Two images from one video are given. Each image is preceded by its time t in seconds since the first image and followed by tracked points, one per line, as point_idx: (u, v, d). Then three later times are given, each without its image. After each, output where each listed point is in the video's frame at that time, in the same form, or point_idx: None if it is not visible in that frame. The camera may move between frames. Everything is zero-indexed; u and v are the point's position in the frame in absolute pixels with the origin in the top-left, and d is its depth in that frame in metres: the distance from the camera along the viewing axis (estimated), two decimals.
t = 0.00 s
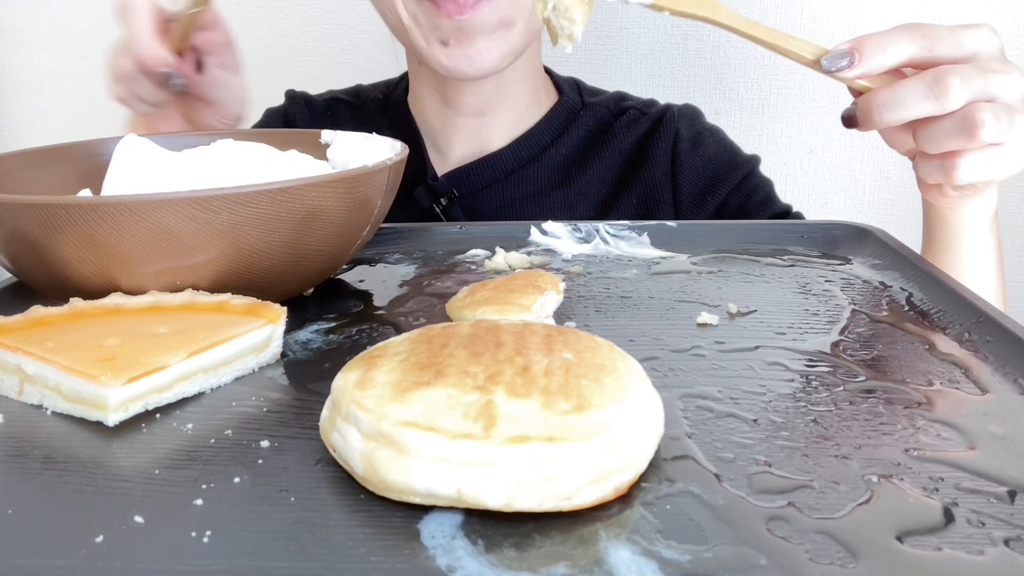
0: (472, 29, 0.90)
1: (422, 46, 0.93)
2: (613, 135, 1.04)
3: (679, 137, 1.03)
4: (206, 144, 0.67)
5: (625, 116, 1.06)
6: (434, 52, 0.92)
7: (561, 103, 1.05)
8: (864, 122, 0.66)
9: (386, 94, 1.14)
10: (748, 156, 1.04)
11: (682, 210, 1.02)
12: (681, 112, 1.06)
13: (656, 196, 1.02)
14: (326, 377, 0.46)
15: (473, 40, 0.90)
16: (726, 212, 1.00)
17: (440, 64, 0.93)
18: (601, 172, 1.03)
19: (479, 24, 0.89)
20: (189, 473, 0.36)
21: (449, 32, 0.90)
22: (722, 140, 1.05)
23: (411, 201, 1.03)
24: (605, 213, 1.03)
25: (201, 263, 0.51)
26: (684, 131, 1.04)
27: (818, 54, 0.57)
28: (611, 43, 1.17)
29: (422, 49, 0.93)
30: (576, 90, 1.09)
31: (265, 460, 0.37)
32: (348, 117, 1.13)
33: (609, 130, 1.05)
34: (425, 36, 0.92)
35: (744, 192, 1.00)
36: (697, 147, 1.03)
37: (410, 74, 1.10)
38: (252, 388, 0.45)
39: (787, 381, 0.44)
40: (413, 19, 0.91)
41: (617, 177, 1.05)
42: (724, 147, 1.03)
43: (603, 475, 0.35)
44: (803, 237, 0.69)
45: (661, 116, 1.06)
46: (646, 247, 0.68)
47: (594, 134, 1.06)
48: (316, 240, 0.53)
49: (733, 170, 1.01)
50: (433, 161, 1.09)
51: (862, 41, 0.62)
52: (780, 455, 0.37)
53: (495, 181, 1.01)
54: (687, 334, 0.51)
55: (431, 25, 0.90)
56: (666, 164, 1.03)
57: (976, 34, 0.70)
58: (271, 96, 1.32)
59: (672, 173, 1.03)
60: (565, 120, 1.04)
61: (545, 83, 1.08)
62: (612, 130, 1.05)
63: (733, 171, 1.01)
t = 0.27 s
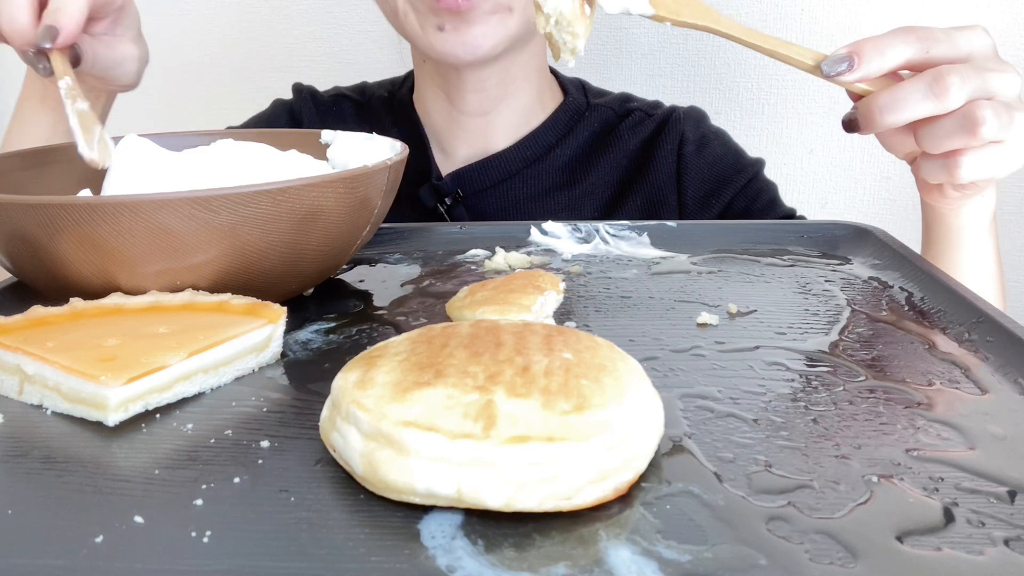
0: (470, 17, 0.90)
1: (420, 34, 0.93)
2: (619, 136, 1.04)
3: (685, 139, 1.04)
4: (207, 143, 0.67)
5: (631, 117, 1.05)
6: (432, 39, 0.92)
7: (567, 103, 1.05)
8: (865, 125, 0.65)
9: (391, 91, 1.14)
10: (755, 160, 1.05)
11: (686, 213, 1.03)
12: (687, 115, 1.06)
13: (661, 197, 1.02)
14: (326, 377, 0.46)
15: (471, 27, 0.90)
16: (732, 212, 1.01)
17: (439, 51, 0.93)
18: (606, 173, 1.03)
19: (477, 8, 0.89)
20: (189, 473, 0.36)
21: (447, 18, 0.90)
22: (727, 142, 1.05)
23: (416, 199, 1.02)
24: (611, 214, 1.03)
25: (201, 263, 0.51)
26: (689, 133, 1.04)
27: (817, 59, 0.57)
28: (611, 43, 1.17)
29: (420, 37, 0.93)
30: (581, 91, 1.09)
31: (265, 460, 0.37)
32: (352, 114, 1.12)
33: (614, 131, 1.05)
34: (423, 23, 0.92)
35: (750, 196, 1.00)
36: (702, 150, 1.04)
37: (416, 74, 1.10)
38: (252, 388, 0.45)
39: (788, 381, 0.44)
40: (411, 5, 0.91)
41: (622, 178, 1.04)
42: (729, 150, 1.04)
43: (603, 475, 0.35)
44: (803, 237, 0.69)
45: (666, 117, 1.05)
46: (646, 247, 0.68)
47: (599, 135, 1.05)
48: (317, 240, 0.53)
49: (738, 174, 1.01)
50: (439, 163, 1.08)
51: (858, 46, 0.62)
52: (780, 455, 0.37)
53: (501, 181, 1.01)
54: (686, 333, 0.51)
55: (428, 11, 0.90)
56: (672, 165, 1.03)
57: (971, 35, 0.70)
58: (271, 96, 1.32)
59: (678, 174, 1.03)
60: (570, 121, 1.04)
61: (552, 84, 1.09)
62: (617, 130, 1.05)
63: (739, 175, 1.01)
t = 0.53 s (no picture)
0: (475, 14, 0.90)
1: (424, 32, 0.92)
2: (620, 136, 1.04)
3: (687, 138, 1.04)
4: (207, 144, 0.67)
5: (631, 117, 1.05)
6: (437, 36, 0.92)
7: (568, 103, 1.05)
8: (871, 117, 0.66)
9: (393, 91, 1.14)
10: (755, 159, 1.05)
11: (688, 212, 1.03)
12: (687, 113, 1.06)
13: (663, 196, 1.02)
14: (326, 377, 0.46)
15: (476, 24, 0.90)
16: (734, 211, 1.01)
17: (443, 49, 0.92)
18: (608, 172, 1.03)
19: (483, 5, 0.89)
20: (189, 473, 0.37)
21: (452, 15, 0.90)
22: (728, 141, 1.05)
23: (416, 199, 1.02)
24: (612, 213, 1.03)
25: (201, 263, 0.51)
26: (690, 132, 1.04)
27: (823, 52, 0.58)
28: (611, 43, 1.17)
29: (424, 34, 0.93)
30: (582, 91, 1.09)
31: (265, 460, 0.37)
32: (355, 113, 1.12)
33: (615, 131, 1.05)
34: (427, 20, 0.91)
35: (751, 195, 1.00)
36: (703, 149, 1.04)
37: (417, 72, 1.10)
38: (252, 388, 0.45)
39: (787, 381, 0.44)
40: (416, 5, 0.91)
41: (623, 177, 1.04)
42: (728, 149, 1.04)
43: (602, 475, 0.35)
44: (803, 237, 0.69)
45: (667, 117, 1.05)
46: (646, 247, 0.68)
47: (599, 135, 1.05)
48: (317, 240, 0.53)
49: (739, 173, 1.01)
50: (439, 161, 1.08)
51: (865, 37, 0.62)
52: (780, 455, 0.37)
53: (502, 180, 1.01)
54: (686, 334, 0.51)
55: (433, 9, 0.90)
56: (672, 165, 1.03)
57: (973, 29, 0.71)
58: (271, 96, 1.32)
59: (679, 173, 1.03)
60: (571, 120, 1.04)
61: (552, 83, 1.09)
62: (618, 130, 1.05)
63: (739, 173, 1.01)
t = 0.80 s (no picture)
0: (476, 14, 0.90)
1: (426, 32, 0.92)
2: (620, 135, 1.04)
3: (687, 138, 1.04)
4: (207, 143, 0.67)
5: (631, 116, 1.05)
6: (439, 37, 0.91)
7: (568, 102, 1.05)
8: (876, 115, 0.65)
9: (393, 90, 1.13)
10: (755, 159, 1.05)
11: (689, 212, 1.03)
12: (687, 112, 1.06)
13: (663, 195, 1.02)
14: (326, 377, 0.46)
15: (477, 24, 0.90)
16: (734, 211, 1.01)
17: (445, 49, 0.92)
18: (609, 171, 1.03)
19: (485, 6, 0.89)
20: (189, 473, 0.36)
21: (455, 14, 0.89)
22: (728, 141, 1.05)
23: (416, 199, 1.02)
24: (613, 213, 1.03)
25: (201, 263, 0.51)
26: (690, 132, 1.04)
27: (828, 50, 0.58)
28: (611, 43, 1.17)
29: (425, 34, 0.92)
30: (582, 90, 1.09)
31: (265, 460, 0.37)
32: (356, 113, 1.12)
33: (615, 130, 1.05)
34: (429, 21, 0.91)
35: (751, 195, 1.00)
36: (704, 148, 1.04)
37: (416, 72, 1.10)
38: (252, 388, 0.45)
39: (787, 381, 0.44)
40: (417, 9, 0.91)
41: (624, 177, 1.04)
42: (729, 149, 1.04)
43: (603, 475, 0.35)
44: (802, 237, 0.69)
45: (667, 116, 1.05)
46: (646, 247, 0.68)
47: (599, 134, 1.05)
48: (317, 240, 0.53)
49: (739, 172, 1.01)
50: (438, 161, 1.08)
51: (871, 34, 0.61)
52: (780, 455, 0.37)
53: (503, 179, 1.01)
54: (686, 334, 0.51)
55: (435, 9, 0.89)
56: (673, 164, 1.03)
57: (976, 28, 0.71)
58: (271, 96, 1.32)
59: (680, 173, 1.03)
60: (571, 119, 1.04)
61: (551, 82, 1.09)
62: (619, 130, 1.05)
63: (739, 172, 1.01)
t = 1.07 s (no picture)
0: (483, 10, 0.90)
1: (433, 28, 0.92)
2: (619, 135, 1.04)
3: (686, 138, 1.04)
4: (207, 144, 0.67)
5: (631, 116, 1.05)
6: (445, 33, 0.91)
7: (567, 103, 1.05)
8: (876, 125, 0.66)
9: (393, 91, 1.13)
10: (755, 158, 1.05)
11: (688, 212, 1.03)
12: (687, 112, 1.06)
13: (663, 195, 1.02)
14: (326, 377, 0.46)
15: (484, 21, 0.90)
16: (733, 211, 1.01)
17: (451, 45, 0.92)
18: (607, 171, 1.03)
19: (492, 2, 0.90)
20: (189, 473, 0.36)
21: (461, 11, 0.89)
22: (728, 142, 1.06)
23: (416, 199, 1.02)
24: (612, 213, 1.03)
25: (201, 263, 0.51)
26: (690, 131, 1.04)
27: (826, 58, 0.58)
28: (611, 43, 1.17)
29: (430, 30, 0.92)
30: (581, 90, 1.09)
31: (265, 460, 0.37)
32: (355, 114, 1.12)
33: (615, 130, 1.05)
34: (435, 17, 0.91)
35: (750, 194, 1.00)
36: (703, 148, 1.04)
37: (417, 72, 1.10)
38: (252, 388, 0.45)
39: (787, 382, 0.44)
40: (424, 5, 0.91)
41: (623, 177, 1.04)
42: (729, 149, 1.04)
43: (603, 475, 0.35)
44: (803, 237, 0.69)
45: (666, 116, 1.05)
46: (647, 247, 0.68)
47: (598, 135, 1.06)
48: (317, 240, 0.53)
49: (739, 172, 1.01)
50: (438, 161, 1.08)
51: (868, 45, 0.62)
52: (780, 455, 0.37)
53: (502, 180, 1.01)
54: (686, 334, 0.51)
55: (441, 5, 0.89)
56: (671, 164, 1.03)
57: (978, 36, 0.70)
58: (271, 96, 1.32)
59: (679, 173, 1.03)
60: (570, 119, 1.04)
61: (551, 83, 1.09)
62: (617, 129, 1.05)
63: (738, 172, 1.01)
